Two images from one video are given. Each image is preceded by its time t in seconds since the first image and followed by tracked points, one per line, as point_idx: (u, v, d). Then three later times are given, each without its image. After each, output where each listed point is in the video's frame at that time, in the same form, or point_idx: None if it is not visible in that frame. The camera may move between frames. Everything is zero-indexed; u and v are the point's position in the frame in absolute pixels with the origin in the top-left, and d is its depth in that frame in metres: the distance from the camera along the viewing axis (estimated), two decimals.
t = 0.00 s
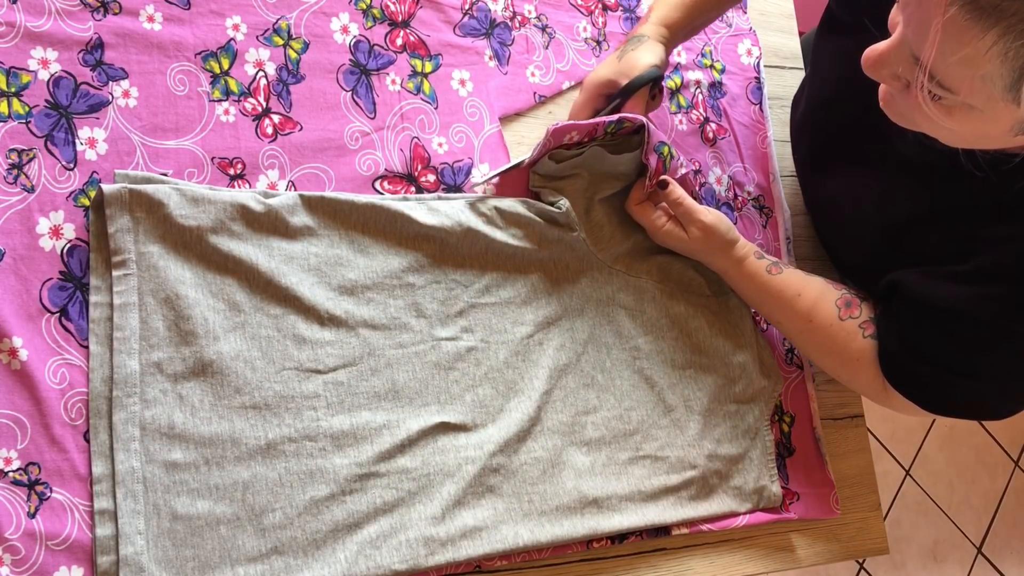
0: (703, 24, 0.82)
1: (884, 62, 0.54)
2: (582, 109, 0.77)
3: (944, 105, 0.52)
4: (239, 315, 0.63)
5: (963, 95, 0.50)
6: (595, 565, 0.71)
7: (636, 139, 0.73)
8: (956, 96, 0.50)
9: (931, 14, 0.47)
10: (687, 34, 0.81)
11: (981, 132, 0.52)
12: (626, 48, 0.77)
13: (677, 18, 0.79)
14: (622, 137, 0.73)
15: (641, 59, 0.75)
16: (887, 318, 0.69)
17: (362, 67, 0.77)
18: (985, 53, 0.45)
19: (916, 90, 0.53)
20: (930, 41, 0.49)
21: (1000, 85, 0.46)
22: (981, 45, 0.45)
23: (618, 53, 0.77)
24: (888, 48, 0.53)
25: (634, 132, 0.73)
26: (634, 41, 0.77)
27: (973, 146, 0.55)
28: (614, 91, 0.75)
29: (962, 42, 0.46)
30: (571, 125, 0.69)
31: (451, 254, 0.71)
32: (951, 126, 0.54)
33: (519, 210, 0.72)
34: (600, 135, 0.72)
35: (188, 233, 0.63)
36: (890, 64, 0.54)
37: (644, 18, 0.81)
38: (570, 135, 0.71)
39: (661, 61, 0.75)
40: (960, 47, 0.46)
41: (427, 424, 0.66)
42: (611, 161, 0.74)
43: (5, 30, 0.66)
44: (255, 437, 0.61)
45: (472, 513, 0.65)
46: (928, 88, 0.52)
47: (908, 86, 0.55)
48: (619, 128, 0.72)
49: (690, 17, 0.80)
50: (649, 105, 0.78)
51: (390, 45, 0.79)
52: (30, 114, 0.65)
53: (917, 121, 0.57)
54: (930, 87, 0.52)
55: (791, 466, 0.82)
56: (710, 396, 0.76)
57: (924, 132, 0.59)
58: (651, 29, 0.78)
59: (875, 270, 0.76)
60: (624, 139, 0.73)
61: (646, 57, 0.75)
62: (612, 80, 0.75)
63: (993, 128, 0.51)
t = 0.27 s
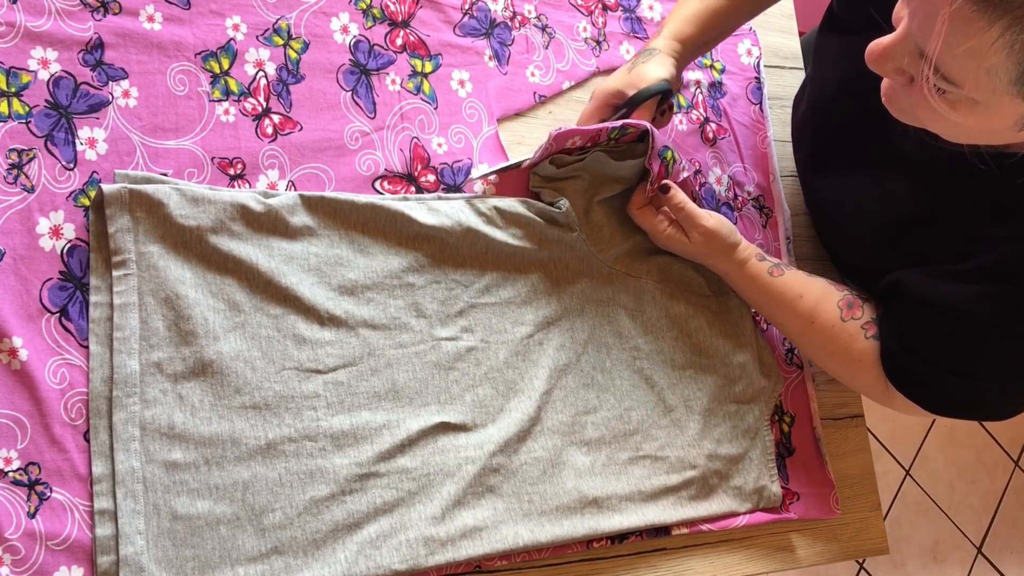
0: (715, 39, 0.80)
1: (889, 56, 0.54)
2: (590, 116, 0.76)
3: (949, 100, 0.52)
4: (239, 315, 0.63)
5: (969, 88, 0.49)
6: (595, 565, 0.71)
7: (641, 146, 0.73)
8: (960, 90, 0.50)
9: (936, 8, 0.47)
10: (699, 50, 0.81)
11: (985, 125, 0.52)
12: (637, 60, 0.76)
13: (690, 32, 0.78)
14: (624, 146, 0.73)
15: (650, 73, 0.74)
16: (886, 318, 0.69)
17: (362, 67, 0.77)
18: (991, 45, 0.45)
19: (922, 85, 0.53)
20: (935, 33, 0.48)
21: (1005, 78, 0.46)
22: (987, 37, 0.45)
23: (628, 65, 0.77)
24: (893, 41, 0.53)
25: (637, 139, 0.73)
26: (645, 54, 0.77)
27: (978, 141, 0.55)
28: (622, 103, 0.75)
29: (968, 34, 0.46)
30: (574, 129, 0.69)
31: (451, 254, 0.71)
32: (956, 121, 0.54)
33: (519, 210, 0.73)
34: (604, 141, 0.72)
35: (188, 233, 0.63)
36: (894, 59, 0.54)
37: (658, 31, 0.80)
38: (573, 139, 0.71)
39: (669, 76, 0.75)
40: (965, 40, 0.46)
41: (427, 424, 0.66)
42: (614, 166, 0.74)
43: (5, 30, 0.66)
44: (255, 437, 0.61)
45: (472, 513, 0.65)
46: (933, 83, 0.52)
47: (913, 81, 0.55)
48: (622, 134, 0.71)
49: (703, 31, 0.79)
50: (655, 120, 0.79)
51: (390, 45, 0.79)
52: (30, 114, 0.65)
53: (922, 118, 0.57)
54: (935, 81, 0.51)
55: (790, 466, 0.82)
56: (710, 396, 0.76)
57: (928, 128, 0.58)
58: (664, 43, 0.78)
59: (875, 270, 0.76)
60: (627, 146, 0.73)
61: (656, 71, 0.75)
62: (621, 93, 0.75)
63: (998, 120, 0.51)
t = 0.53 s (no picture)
0: (724, 52, 0.80)
1: (895, 51, 0.54)
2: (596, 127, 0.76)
3: (958, 94, 0.52)
4: (239, 315, 0.63)
5: (980, 80, 0.49)
6: (595, 565, 0.71)
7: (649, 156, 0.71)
8: (971, 83, 0.50)
9: None
10: (710, 65, 0.80)
11: (996, 118, 0.52)
12: (646, 74, 0.76)
13: (698, 46, 0.78)
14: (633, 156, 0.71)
15: (656, 86, 0.74)
16: (890, 321, 0.69)
17: (362, 67, 0.77)
18: (1007, 35, 0.45)
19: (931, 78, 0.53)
20: (947, 27, 0.48)
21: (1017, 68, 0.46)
22: (1003, 26, 0.45)
23: (637, 78, 0.77)
24: (900, 35, 0.53)
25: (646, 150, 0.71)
26: (654, 68, 0.77)
27: (985, 135, 0.55)
28: (627, 113, 0.74)
29: (980, 25, 0.45)
30: (581, 141, 0.68)
31: (451, 254, 0.71)
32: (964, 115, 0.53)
33: (519, 210, 0.73)
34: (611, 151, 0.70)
35: (188, 233, 0.63)
36: (902, 54, 0.54)
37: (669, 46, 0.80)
38: (580, 149, 0.69)
39: (676, 92, 0.75)
40: (977, 31, 0.46)
41: (428, 424, 0.66)
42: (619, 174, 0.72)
43: (5, 30, 0.66)
44: (255, 437, 0.61)
45: (472, 513, 0.65)
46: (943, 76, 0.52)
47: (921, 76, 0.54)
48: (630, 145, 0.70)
49: (712, 46, 0.78)
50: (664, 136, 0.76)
51: (390, 45, 0.79)
52: (30, 115, 0.65)
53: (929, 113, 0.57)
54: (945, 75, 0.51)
55: (790, 466, 0.82)
56: (710, 397, 0.76)
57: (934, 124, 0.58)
58: (673, 57, 0.77)
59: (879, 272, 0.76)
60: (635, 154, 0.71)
61: (663, 84, 0.74)
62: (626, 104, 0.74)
63: (1009, 114, 0.50)
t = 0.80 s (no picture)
0: (728, 65, 0.80)
1: (901, 47, 0.54)
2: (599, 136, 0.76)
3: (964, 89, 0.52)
4: (239, 315, 0.63)
5: (986, 74, 0.49)
6: (595, 565, 0.71)
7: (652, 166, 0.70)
8: (978, 77, 0.50)
9: None
10: (714, 78, 0.80)
11: (1002, 114, 0.52)
12: (651, 86, 0.76)
13: (704, 58, 0.78)
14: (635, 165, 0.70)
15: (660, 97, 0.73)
16: (893, 324, 0.69)
17: (362, 67, 0.77)
18: (1016, 27, 0.45)
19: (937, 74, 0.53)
20: (956, 19, 0.48)
21: None
22: (1012, 18, 0.44)
23: (641, 90, 0.77)
24: (906, 30, 0.52)
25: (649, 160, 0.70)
26: (660, 80, 0.76)
27: (990, 132, 0.55)
28: (630, 123, 0.74)
29: (990, 17, 0.45)
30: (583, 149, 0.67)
31: (451, 254, 0.71)
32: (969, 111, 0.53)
33: (518, 210, 0.73)
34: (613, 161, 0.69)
35: (188, 233, 0.63)
36: (908, 49, 0.53)
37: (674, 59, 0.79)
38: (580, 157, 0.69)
39: (680, 105, 0.74)
40: (986, 24, 0.46)
41: (428, 424, 0.66)
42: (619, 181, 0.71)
43: (5, 30, 0.66)
44: (255, 437, 0.61)
45: (472, 513, 0.65)
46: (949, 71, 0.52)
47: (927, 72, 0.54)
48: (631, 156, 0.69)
49: (717, 59, 0.78)
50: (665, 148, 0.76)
51: (390, 45, 0.79)
52: (30, 114, 0.65)
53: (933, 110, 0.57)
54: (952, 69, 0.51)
55: (790, 466, 0.82)
56: (710, 397, 0.76)
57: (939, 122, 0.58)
58: (679, 70, 0.77)
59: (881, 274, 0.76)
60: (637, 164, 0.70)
61: (667, 96, 0.74)
62: (630, 115, 0.74)
63: (1015, 109, 0.50)
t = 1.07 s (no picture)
0: (732, 74, 0.80)
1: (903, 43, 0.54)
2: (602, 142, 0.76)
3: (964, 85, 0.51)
4: (239, 315, 0.63)
5: (986, 71, 0.49)
6: (595, 565, 0.71)
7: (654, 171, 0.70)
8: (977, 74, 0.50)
9: None
10: (718, 87, 0.80)
11: (1002, 112, 0.51)
12: (654, 95, 0.76)
13: (707, 67, 0.78)
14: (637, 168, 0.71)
15: (663, 107, 0.74)
16: (893, 325, 0.69)
17: (362, 67, 0.77)
18: (1017, 22, 0.45)
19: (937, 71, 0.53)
20: (958, 14, 0.48)
21: None
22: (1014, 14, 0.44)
23: (645, 98, 0.77)
24: (909, 26, 0.52)
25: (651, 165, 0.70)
26: (664, 89, 0.76)
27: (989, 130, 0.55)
28: (633, 130, 0.74)
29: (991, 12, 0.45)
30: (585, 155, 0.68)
31: (451, 254, 0.71)
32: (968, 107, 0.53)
33: (518, 210, 0.73)
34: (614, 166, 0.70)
35: (188, 233, 0.63)
36: (909, 45, 0.53)
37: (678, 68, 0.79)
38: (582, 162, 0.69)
39: (683, 115, 0.74)
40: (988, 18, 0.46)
41: (427, 424, 0.66)
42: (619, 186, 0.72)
43: (5, 30, 0.66)
44: (255, 437, 0.61)
45: (472, 513, 0.65)
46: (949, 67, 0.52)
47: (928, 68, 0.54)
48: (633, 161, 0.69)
49: (720, 68, 0.78)
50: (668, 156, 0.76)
51: (390, 45, 0.79)
52: (30, 114, 0.65)
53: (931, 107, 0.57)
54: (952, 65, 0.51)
55: (790, 466, 0.82)
56: (710, 397, 0.76)
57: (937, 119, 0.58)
58: (683, 79, 0.77)
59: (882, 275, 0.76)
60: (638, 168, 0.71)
61: (669, 106, 0.74)
62: (632, 123, 0.74)
63: (1015, 107, 0.50)
